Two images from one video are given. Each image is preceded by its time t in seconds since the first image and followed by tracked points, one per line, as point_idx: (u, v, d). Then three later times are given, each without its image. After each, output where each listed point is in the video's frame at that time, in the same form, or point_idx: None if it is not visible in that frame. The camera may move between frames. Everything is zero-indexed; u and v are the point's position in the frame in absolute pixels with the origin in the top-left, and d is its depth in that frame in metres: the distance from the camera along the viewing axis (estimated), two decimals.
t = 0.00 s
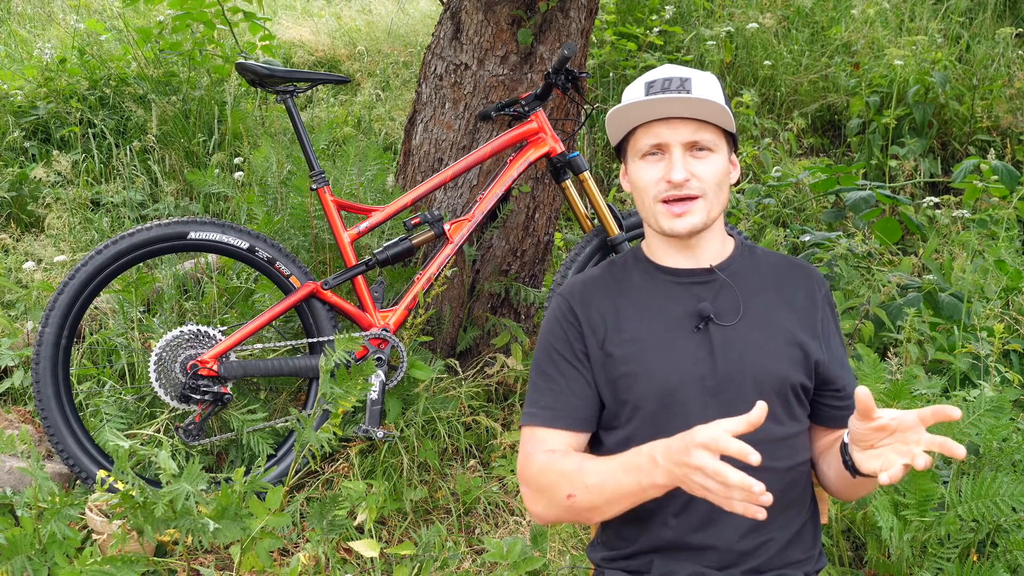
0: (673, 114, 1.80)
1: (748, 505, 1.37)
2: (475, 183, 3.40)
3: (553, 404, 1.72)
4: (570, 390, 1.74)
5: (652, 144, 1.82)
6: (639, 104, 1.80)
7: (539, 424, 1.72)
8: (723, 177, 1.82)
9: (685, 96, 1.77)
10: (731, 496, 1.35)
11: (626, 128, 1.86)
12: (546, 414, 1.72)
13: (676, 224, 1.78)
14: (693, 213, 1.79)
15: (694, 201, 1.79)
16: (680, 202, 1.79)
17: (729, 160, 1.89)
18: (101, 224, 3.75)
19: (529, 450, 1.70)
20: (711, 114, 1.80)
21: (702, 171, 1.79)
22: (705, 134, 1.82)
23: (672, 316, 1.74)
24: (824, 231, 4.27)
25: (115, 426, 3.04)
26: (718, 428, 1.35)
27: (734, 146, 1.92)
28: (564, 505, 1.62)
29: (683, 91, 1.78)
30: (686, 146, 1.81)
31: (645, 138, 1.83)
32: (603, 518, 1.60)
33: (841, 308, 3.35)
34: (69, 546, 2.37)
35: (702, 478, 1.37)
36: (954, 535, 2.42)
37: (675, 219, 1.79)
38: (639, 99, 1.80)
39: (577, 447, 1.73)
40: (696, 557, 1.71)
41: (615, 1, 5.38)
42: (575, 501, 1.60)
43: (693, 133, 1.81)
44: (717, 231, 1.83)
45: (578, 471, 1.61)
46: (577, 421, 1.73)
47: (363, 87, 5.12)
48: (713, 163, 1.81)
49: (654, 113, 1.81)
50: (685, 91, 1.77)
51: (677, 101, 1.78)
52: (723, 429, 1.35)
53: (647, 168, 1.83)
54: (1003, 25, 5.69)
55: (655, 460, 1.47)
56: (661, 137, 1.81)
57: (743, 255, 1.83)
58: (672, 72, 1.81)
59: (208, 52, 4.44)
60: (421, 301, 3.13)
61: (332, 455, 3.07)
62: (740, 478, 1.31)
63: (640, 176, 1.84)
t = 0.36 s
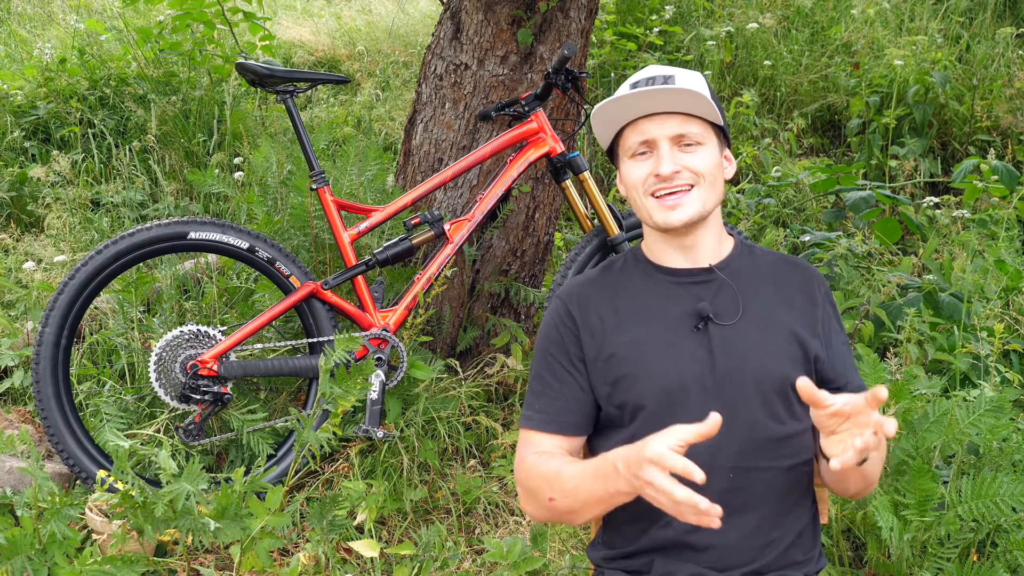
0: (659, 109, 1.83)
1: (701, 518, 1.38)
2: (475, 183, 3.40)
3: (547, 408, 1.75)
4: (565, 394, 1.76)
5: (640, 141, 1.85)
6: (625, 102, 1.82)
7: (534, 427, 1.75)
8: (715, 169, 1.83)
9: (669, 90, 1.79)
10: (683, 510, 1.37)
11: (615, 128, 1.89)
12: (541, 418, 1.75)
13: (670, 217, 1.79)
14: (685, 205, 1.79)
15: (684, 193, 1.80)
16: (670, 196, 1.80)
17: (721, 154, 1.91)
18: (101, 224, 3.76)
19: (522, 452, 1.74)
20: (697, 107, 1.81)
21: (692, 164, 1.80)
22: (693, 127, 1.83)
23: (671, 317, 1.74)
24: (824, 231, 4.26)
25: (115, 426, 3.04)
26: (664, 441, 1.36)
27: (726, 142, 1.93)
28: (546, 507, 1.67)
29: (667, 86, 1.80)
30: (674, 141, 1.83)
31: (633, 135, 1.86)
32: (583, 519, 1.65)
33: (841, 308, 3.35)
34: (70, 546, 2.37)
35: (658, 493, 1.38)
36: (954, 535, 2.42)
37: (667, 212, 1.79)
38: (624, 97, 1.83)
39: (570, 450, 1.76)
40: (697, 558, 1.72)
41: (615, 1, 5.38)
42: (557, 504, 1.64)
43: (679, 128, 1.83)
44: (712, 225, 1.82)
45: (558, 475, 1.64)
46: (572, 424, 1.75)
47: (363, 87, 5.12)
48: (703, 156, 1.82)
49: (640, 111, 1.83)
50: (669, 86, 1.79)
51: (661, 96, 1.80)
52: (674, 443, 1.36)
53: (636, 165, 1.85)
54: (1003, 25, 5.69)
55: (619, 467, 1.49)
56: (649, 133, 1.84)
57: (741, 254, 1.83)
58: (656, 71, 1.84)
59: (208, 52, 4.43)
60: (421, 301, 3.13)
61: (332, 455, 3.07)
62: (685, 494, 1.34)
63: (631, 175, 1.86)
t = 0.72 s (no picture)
0: (655, 109, 1.84)
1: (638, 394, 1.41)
2: (475, 183, 3.40)
3: (538, 397, 1.74)
4: (559, 386, 1.76)
5: (636, 141, 1.85)
6: (621, 101, 1.83)
7: (524, 415, 1.73)
8: (711, 167, 1.83)
9: (665, 89, 1.80)
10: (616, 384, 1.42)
11: (610, 129, 1.90)
12: (532, 409, 1.73)
13: (666, 215, 1.79)
14: (683, 202, 1.79)
15: (681, 192, 1.81)
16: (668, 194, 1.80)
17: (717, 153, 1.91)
18: (102, 224, 3.76)
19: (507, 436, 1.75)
20: (693, 105, 1.82)
21: (688, 162, 1.81)
22: (688, 126, 1.84)
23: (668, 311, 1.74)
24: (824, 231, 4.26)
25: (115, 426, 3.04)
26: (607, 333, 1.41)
27: (722, 141, 1.94)
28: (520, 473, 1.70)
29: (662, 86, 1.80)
30: (669, 139, 1.84)
31: (629, 135, 1.86)
32: (553, 478, 1.67)
33: (841, 308, 3.35)
34: (69, 546, 2.37)
35: (598, 377, 1.42)
36: (954, 535, 2.42)
37: (665, 211, 1.79)
38: (620, 97, 1.83)
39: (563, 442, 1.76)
40: (694, 556, 1.72)
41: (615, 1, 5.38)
42: (527, 466, 1.68)
43: (675, 127, 1.84)
44: (710, 223, 1.83)
45: (530, 434, 1.69)
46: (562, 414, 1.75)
47: (363, 87, 5.12)
48: (699, 154, 1.83)
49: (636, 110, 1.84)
50: (664, 85, 1.80)
51: (657, 95, 1.81)
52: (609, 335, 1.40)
53: (633, 165, 1.85)
54: (1003, 25, 5.69)
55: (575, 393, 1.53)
56: (645, 132, 1.84)
57: (738, 252, 1.83)
58: (650, 72, 1.85)
59: (208, 52, 4.44)
60: (421, 301, 3.13)
61: (332, 455, 3.07)
62: (630, 373, 1.39)
63: (627, 174, 1.86)
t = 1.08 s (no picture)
0: (653, 114, 1.82)
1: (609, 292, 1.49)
2: (475, 183, 3.40)
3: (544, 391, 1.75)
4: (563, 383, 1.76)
5: (634, 146, 1.84)
6: (619, 108, 1.81)
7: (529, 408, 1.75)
8: (711, 170, 1.82)
9: (663, 96, 1.79)
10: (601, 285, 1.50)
11: (608, 135, 1.89)
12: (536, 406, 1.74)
13: (667, 219, 1.78)
14: (682, 207, 1.78)
15: (681, 197, 1.79)
16: (667, 199, 1.79)
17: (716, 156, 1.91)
18: (102, 224, 3.76)
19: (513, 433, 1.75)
20: (691, 110, 1.81)
21: (688, 167, 1.80)
22: (687, 130, 1.83)
23: (670, 308, 1.75)
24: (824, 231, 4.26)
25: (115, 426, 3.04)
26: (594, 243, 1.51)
27: (721, 143, 1.93)
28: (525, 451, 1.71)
29: (660, 91, 1.80)
30: (668, 145, 1.82)
31: (628, 140, 1.85)
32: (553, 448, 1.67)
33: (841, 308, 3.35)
34: (69, 546, 2.37)
35: (585, 284, 1.50)
36: (954, 535, 2.42)
37: (665, 216, 1.78)
38: (618, 104, 1.82)
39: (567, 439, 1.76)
40: (695, 555, 1.72)
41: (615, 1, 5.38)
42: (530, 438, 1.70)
43: (674, 132, 1.82)
44: (708, 228, 1.83)
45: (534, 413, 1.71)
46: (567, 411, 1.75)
47: (363, 87, 5.12)
48: (698, 158, 1.82)
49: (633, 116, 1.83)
50: (662, 90, 1.79)
51: (655, 101, 1.80)
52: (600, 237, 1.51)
53: (632, 170, 1.84)
54: (1003, 24, 5.69)
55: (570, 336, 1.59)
56: (644, 137, 1.83)
57: (738, 250, 1.83)
58: (647, 76, 1.84)
59: (208, 52, 4.43)
60: (421, 301, 3.13)
61: (332, 455, 3.08)
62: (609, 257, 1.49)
63: (627, 180, 1.85)
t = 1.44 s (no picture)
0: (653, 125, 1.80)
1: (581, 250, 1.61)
2: (475, 183, 3.40)
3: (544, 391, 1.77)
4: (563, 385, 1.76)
5: (633, 155, 1.83)
6: (619, 118, 1.79)
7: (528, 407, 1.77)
8: (710, 180, 1.82)
9: (662, 108, 1.76)
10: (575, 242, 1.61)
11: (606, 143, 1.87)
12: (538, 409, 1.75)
13: (665, 229, 1.77)
14: (680, 217, 1.78)
15: (679, 207, 1.79)
16: (666, 210, 1.79)
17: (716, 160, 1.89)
18: (102, 224, 3.76)
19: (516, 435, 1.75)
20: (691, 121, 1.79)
21: (687, 178, 1.79)
22: (687, 140, 1.81)
23: (668, 309, 1.75)
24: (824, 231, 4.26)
25: (115, 426, 3.04)
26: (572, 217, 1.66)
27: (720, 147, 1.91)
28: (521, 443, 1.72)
29: (660, 100, 1.77)
30: (667, 154, 1.81)
31: (627, 149, 1.84)
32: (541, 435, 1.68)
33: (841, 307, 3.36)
34: (69, 546, 2.37)
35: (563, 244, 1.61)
36: (954, 535, 2.42)
37: (664, 226, 1.77)
38: (617, 113, 1.80)
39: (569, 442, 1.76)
40: (695, 556, 1.72)
41: (615, 1, 5.39)
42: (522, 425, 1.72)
43: (673, 141, 1.81)
44: (708, 236, 1.82)
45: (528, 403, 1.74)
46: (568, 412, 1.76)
47: (363, 87, 5.12)
48: (697, 168, 1.81)
49: (633, 126, 1.80)
50: (661, 99, 1.77)
51: (655, 113, 1.77)
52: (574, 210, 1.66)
53: (630, 180, 1.84)
54: (1003, 25, 5.69)
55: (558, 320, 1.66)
56: (643, 147, 1.82)
57: (737, 250, 1.83)
58: (647, 82, 1.81)
59: (208, 52, 4.44)
60: (421, 301, 3.13)
61: (332, 455, 3.08)
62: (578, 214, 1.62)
63: (625, 189, 1.84)
